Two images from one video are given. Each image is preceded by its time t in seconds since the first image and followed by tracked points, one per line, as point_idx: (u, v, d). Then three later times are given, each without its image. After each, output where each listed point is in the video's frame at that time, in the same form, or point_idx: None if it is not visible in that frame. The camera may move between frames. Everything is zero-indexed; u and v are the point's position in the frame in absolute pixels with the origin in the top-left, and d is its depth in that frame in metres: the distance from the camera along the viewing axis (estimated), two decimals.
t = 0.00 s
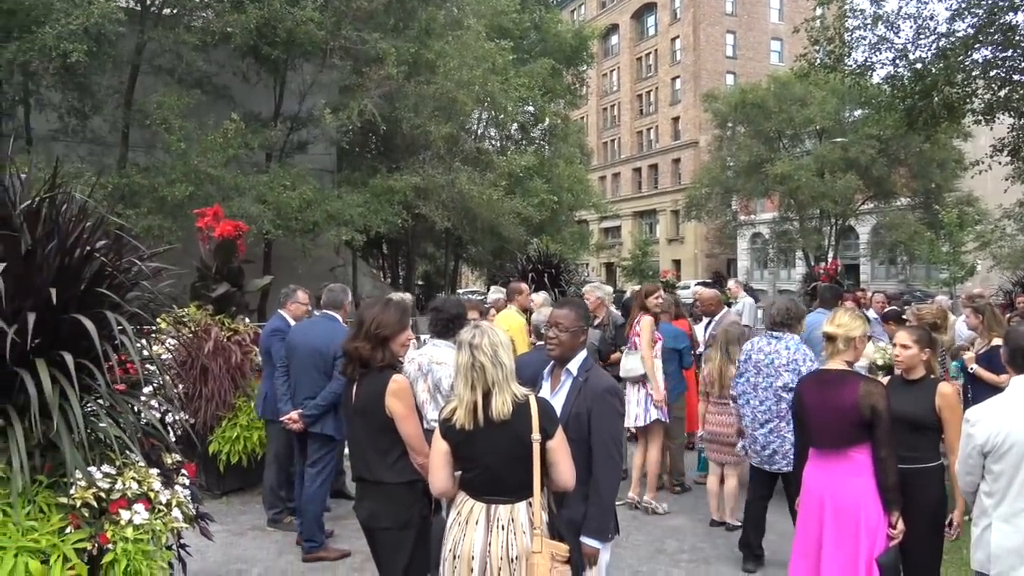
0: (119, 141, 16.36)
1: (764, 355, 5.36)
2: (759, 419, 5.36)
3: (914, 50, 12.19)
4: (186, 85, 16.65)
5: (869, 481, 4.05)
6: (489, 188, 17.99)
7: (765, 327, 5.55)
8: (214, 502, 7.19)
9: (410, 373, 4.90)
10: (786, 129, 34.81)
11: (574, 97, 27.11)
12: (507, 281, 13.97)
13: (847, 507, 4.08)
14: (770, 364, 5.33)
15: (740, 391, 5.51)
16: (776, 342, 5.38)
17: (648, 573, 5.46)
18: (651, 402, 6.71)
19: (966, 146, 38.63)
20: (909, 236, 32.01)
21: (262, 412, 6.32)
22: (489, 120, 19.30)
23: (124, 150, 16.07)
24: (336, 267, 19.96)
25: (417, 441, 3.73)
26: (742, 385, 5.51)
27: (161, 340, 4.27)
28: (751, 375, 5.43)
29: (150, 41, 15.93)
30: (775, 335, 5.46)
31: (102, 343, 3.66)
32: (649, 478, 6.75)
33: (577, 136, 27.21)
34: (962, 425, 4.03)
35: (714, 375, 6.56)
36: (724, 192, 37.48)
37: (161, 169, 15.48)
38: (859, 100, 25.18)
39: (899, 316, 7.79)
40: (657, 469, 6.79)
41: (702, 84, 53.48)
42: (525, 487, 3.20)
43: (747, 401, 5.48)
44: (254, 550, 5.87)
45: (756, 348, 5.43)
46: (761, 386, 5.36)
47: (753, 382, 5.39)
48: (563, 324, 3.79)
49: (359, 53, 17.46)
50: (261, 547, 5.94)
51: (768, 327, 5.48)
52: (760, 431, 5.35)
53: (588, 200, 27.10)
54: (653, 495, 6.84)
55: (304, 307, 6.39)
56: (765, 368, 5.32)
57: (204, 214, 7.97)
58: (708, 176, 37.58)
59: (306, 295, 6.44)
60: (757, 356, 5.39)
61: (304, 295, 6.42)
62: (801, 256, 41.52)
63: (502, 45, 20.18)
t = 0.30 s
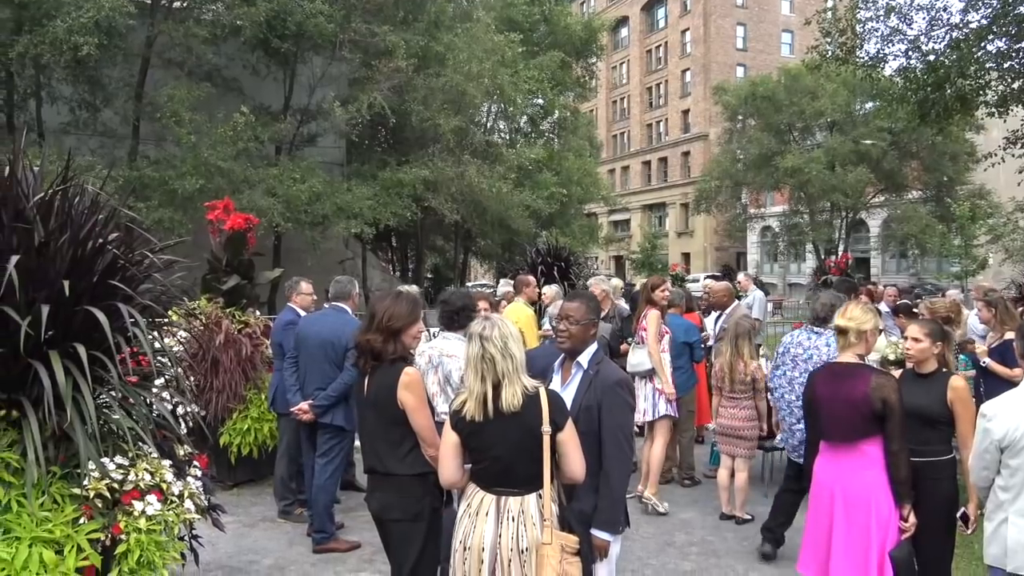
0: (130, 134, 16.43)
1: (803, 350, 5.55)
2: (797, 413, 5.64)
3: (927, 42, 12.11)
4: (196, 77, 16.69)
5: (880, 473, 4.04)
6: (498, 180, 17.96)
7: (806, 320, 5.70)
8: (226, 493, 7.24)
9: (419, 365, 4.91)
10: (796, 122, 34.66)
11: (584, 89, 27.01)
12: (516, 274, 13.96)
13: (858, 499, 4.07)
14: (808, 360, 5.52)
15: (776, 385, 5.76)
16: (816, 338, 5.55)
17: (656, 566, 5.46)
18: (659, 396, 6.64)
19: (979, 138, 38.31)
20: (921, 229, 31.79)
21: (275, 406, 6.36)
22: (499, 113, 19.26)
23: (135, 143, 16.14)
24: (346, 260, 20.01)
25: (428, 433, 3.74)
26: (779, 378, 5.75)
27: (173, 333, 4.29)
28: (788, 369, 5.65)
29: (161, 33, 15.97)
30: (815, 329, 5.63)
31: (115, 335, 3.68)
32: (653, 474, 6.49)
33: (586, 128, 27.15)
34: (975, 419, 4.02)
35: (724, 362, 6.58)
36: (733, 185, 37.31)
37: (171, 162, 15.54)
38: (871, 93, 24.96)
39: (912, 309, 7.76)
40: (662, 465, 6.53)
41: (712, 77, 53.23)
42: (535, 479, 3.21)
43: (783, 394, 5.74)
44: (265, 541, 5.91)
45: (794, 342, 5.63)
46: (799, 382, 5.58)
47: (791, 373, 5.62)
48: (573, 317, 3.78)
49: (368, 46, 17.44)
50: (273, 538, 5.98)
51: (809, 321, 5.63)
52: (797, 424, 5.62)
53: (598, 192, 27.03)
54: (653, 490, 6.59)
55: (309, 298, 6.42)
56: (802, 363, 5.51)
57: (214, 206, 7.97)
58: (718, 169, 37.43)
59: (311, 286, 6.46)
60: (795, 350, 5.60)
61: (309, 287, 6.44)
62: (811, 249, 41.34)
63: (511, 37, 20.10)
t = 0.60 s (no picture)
0: (144, 129, 16.53)
1: (831, 343, 5.99)
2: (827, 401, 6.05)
3: (943, 33, 11.96)
4: (209, 72, 16.75)
5: (897, 468, 4.01)
6: (511, 174, 17.95)
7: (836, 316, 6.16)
8: (240, 486, 7.28)
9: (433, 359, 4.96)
10: (811, 114, 34.44)
11: (596, 82, 26.92)
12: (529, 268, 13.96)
13: (874, 494, 4.04)
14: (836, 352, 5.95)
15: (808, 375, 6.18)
16: (844, 332, 5.99)
17: (670, 560, 5.46)
18: (673, 395, 6.61)
19: (995, 130, 37.95)
20: (936, 222, 31.53)
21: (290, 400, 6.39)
22: (511, 107, 19.22)
23: (149, 138, 16.22)
24: (358, 254, 20.06)
25: (442, 426, 3.74)
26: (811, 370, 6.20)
27: (188, 327, 4.31)
28: (818, 359, 6.08)
29: (174, 28, 16.03)
30: (844, 325, 6.07)
31: (131, 329, 3.70)
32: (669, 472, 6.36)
33: (599, 122, 27.09)
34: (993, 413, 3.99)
35: (740, 354, 6.52)
36: (747, 178, 37.10)
37: (185, 157, 15.62)
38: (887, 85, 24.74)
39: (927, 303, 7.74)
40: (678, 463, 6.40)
41: (725, 70, 52.96)
42: (550, 472, 3.20)
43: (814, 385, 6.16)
44: (280, 534, 5.94)
45: (824, 336, 6.07)
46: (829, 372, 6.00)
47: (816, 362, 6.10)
48: (587, 310, 3.77)
49: (380, 40, 17.45)
50: (288, 531, 6.01)
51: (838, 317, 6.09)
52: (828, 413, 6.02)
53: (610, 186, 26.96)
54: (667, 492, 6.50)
55: (324, 292, 6.45)
56: (830, 354, 5.95)
57: (227, 201, 7.99)
58: (731, 162, 37.23)
59: (326, 280, 6.49)
60: (824, 343, 6.04)
61: (323, 281, 6.46)
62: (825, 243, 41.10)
63: (524, 31, 20.04)
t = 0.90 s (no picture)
0: (161, 127, 16.62)
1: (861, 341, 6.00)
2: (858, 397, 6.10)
3: (962, 24, 11.88)
4: (225, 70, 16.83)
5: (924, 462, 3.97)
6: (525, 168, 17.92)
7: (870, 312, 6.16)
8: (258, 480, 7.32)
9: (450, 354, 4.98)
10: (827, 107, 34.17)
11: (610, 76, 26.85)
12: (545, 263, 13.94)
13: (902, 489, 3.98)
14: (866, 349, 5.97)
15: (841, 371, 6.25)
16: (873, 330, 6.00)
17: (688, 555, 5.45)
18: (692, 394, 6.54)
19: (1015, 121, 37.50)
20: (955, 214, 31.19)
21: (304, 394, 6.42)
22: (526, 101, 19.18)
23: (166, 135, 16.33)
24: (374, 250, 20.11)
25: (458, 422, 3.74)
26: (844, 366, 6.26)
27: (205, 323, 4.35)
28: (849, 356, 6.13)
29: (190, 26, 16.12)
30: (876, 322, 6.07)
31: (150, 325, 3.73)
32: (683, 471, 6.35)
33: (613, 116, 27.02)
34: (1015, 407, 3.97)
35: (753, 348, 6.56)
36: (763, 172, 36.86)
37: (202, 154, 15.71)
38: (904, 76, 24.49)
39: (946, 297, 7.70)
40: (693, 463, 6.38)
41: (741, 63, 52.65)
42: (566, 467, 3.20)
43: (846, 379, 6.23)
44: (299, 529, 5.97)
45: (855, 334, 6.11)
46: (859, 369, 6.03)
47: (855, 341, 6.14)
48: (603, 306, 3.76)
49: (394, 36, 17.44)
50: (306, 526, 6.05)
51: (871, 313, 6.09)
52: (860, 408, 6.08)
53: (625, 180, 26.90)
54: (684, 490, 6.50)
55: (340, 289, 6.47)
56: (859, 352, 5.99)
57: (244, 198, 8.03)
58: (747, 155, 37.01)
59: (342, 277, 6.49)
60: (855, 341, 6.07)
61: (339, 277, 6.48)
62: (843, 237, 40.78)
63: (538, 25, 19.97)
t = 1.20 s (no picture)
0: (179, 124, 16.74)
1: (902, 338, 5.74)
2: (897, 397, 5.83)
3: (984, 17, 11.66)
4: (243, 67, 16.93)
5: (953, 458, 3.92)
6: (542, 164, 17.85)
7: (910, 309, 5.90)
8: (276, 476, 7.36)
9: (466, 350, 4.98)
10: (846, 101, 33.89)
11: (627, 72, 26.78)
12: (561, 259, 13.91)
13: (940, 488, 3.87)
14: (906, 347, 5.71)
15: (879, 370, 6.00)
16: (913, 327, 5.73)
17: (704, 552, 5.43)
18: (711, 392, 6.35)
19: None
20: (976, 210, 30.84)
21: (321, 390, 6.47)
22: (542, 97, 19.12)
23: (184, 133, 16.46)
24: (390, 247, 20.17)
25: (475, 418, 3.74)
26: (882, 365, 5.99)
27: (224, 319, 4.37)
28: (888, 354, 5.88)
29: (208, 24, 16.21)
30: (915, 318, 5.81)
31: (168, 322, 3.76)
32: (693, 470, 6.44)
33: (630, 111, 26.97)
34: None
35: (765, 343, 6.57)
36: (781, 167, 36.64)
37: (220, 151, 15.82)
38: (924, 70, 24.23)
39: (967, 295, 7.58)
40: (710, 463, 6.33)
41: (759, 58, 52.35)
42: (583, 464, 3.20)
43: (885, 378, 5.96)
44: (316, 524, 6.00)
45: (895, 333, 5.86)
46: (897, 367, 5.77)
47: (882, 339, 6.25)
48: (621, 302, 3.72)
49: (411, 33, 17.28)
50: (323, 521, 6.07)
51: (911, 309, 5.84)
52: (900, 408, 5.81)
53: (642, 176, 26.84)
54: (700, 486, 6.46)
55: (357, 285, 6.49)
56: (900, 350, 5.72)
57: (262, 195, 8.07)
58: (765, 151, 36.81)
59: (359, 274, 6.51)
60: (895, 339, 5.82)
61: (357, 274, 6.50)
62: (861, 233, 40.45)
63: (554, 21, 19.91)
